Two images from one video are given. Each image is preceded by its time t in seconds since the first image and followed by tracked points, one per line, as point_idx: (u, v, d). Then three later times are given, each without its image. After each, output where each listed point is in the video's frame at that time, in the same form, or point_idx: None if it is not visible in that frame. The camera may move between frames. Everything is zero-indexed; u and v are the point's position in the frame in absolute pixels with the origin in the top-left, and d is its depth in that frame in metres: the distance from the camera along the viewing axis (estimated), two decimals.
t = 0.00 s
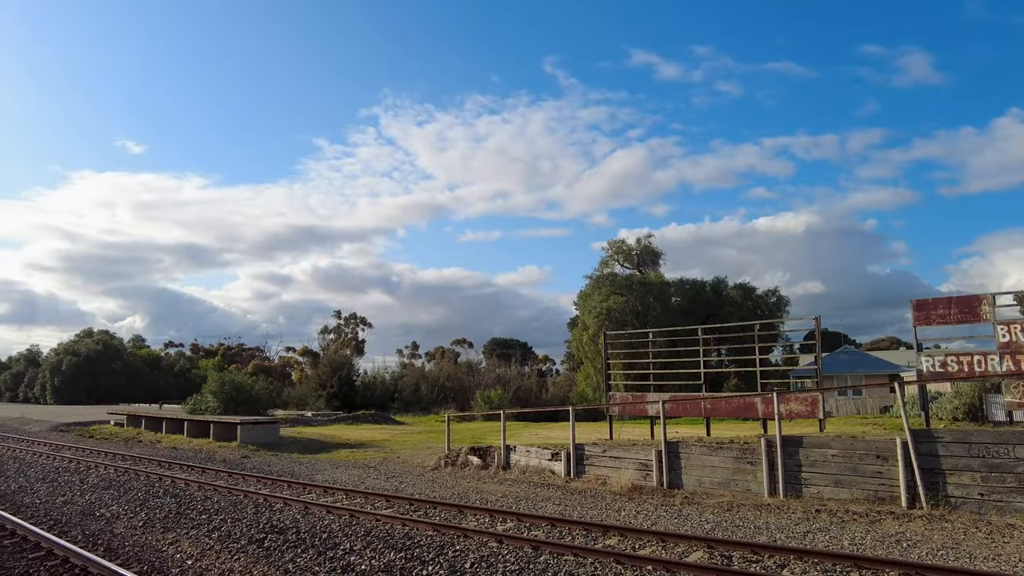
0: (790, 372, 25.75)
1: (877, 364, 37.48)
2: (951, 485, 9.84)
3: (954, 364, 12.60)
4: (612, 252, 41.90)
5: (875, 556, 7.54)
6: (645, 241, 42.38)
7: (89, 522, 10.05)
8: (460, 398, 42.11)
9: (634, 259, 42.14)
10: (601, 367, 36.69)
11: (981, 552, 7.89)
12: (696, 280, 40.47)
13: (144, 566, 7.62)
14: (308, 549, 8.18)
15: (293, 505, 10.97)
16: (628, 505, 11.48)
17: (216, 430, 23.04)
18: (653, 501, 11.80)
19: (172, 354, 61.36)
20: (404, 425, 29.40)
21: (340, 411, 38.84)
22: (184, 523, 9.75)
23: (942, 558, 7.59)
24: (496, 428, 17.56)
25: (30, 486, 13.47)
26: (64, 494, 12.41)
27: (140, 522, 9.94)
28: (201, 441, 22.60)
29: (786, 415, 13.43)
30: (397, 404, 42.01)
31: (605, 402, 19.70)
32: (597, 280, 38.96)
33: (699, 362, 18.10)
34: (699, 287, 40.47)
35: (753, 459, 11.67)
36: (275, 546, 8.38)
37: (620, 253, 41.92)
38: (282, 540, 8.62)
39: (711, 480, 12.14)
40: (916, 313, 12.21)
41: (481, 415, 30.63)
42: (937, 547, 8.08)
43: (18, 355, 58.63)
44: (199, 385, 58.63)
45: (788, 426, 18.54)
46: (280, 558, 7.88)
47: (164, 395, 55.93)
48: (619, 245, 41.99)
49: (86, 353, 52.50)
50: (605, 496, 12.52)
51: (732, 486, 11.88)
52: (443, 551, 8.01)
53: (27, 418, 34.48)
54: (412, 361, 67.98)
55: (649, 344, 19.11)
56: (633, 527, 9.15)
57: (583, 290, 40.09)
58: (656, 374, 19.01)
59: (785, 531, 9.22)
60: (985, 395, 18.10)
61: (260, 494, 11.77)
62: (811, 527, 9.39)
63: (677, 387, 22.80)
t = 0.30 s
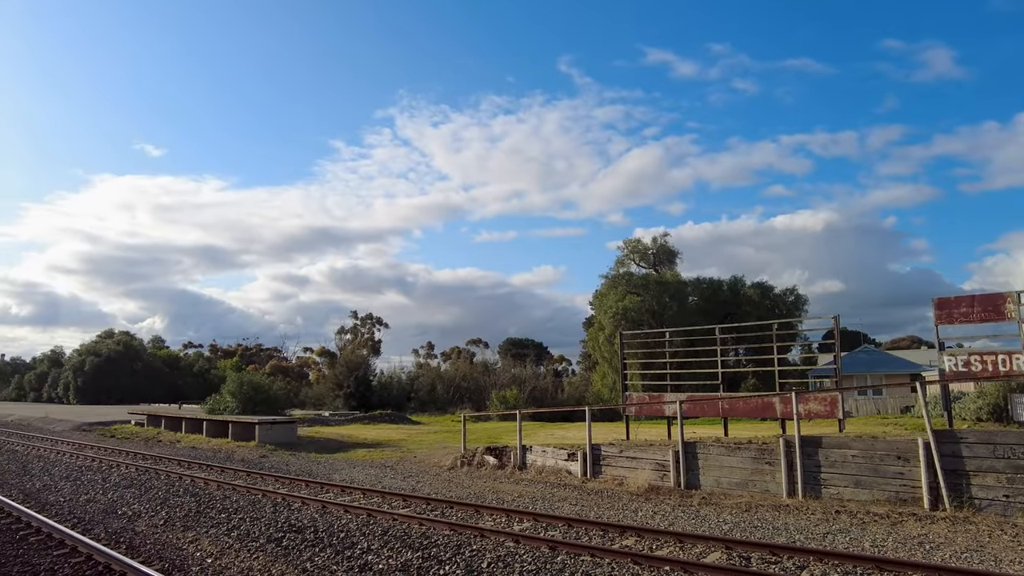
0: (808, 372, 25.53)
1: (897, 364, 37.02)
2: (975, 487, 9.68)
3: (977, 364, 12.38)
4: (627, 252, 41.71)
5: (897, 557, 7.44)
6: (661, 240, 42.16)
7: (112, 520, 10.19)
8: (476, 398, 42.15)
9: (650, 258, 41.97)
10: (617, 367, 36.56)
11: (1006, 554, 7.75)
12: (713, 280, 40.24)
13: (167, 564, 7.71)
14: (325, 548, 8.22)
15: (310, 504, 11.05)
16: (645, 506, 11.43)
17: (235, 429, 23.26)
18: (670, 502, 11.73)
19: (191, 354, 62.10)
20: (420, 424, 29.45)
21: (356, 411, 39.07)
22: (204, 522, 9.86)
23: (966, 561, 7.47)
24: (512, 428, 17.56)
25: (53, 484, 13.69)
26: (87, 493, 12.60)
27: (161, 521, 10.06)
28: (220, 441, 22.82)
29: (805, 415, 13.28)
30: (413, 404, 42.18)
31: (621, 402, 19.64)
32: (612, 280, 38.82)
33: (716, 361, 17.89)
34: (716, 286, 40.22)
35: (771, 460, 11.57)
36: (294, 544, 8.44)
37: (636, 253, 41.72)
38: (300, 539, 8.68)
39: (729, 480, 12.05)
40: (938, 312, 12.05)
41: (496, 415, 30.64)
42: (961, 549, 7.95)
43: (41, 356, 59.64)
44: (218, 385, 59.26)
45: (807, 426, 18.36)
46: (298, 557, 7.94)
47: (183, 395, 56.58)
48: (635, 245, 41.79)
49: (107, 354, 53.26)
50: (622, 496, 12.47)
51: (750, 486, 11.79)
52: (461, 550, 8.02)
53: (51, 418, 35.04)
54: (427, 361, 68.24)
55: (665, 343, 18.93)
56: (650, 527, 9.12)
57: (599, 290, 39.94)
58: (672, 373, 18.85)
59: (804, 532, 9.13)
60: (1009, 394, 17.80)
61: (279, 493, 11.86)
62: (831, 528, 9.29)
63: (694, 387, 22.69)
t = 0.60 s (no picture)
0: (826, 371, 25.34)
1: (915, 364, 36.58)
2: (997, 488, 9.53)
3: (999, 363, 12.17)
4: (642, 251, 41.53)
5: (917, 559, 7.34)
6: (676, 239, 41.94)
7: (131, 519, 10.32)
8: (490, 398, 42.17)
9: (664, 257, 41.79)
10: (632, 367, 36.40)
11: None
12: (729, 278, 39.99)
13: (185, 563, 7.78)
14: (341, 547, 8.25)
15: (326, 504, 11.10)
16: (660, 506, 11.37)
17: (251, 429, 23.45)
18: (685, 502, 11.66)
19: (208, 355, 62.72)
20: (435, 424, 29.52)
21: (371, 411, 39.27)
22: (221, 521, 9.95)
23: (986, 563, 7.37)
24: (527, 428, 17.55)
25: (74, 483, 13.89)
26: (108, 491, 12.77)
27: (179, 519, 10.16)
28: (237, 441, 23.01)
29: (822, 415, 13.13)
30: (427, 404, 42.30)
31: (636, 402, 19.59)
32: (626, 279, 38.69)
33: (732, 362, 17.63)
34: (732, 285, 39.97)
35: (788, 460, 11.47)
36: (310, 544, 8.47)
37: (651, 252, 41.52)
38: (317, 538, 8.72)
39: (746, 480, 11.96)
40: (959, 310, 11.90)
41: (510, 415, 30.64)
42: (983, 552, 7.83)
43: (62, 357, 60.52)
44: (234, 385, 59.77)
45: (823, 426, 18.18)
46: (314, 556, 7.98)
47: (200, 395, 57.12)
48: (649, 244, 41.59)
49: (126, 354, 53.89)
50: (637, 496, 12.42)
51: (767, 487, 11.69)
52: (476, 550, 8.03)
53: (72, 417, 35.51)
54: (441, 361, 68.46)
55: (681, 343, 18.72)
56: (666, 528, 9.08)
57: (613, 289, 39.81)
58: (688, 373, 18.65)
59: (822, 533, 9.05)
60: None
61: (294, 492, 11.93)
62: (849, 530, 9.20)
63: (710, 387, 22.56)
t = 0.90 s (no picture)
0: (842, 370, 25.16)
1: (933, 363, 36.21)
2: (1017, 490, 9.39)
3: (1019, 362, 12.01)
4: (654, 250, 41.38)
5: (935, 562, 7.24)
6: (689, 238, 41.74)
7: (148, 517, 10.43)
8: (502, 398, 42.19)
9: (677, 256, 41.62)
10: (645, 367, 36.27)
11: None
12: (742, 277, 39.76)
13: (201, 561, 7.84)
14: (355, 547, 8.28)
15: (340, 503, 11.15)
16: (674, 506, 11.30)
17: (265, 429, 23.60)
18: (698, 502, 11.60)
19: (223, 356, 63.23)
20: (448, 424, 29.56)
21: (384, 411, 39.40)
22: (236, 520, 10.02)
23: (1007, 566, 7.26)
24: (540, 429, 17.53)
25: (92, 482, 14.06)
26: (125, 490, 12.91)
27: (195, 518, 10.25)
28: (252, 440, 23.18)
29: (837, 415, 12.99)
30: (440, 404, 42.38)
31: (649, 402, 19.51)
32: (639, 279, 38.58)
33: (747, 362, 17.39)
34: (746, 284, 39.73)
35: (803, 460, 11.38)
36: (324, 543, 8.52)
37: (663, 251, 41.36)
38: (331, 538, 8.76)
39: (760, 481, 11.88)
40: (977, 309, 11.76)
41: (523, 415, 30.64)
42: (1003, 554, 7.71)
43: (80, 357, 61.24)
44: (249, 385, 60.21)
45: (839, 426, 18.02)
46: (328, 555, 8.01)
47: (215, 395, 57.58)
48: (662, 243, 41.43)
49: (142, 355, 54.42)
50: (650, 496, 12.37)
51: (781, 488, 11.60)
52: (490, 550, 8.02)
53: (89, 417, 35.92)
54: (454, 361, 68.56)
55: (694, 343, 18.48)
56: (680, 528, 9.05)
57: (625, 289, 39.68)
58: (701, 374, 18.45)
59: (838, 534, 8.97)
60: None
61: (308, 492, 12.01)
62: (865, 531, 9.10)
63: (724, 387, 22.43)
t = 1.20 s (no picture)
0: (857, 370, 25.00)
1: (949, 362, 35.82)
2: None
3: None
4: (666, 249, 41.22)
5: (952, 563, 7.16)
6: (701, 237, 41.55)
7: (163, 516, 10.53)
8: (513, 398, 42.18)
9: (689, 255, 41.47)
10: (657, 367, 36.11)
11: None
12: (755, 276, 39.51)
13: (215, 560, 7.89)
14: (367, 546, 8.30)
15: (353, 503, 11.19)
16: (687, 507, 11.24)
17: (278, 428, 23.74)
18: (711, 503, 11.53)
19: (236, 356, 63.67)
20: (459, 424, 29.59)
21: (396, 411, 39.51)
22: (250, 519, 10.08)
23: None
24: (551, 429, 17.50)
25: (109, 481, 14.21)
26: (140, 489, 13.03)
27: (209, 517, 10.33)
28: (265, 440, 23.33)
29: (851, 414, 12.87)
30: (451, 404, 42.44)
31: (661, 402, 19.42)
32: (651, 278, 38.41)
33: (760, 361, 17.19)
34: (758, 283, 39.49)
35: (817, 461, 11.29)
36: (337, 542, 8.55)
37: (675, 250, 41.21)
38: (344, 537, 8.79)
39: (773, 481, 11.80)
40: (996, 307, 11.62)
41: (534, 415, 30.63)
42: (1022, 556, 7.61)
43: (95, 358, 61.90)
44: (262, 385, 60.61)
45: (853, 426, 17.88)
46: (341, 554, 8.04)
47: (229, 394, 58.01)
48: (674, 242, 41.26)
49: (156, 355, 54.89)
50: (663, 496, 12.32)
51: (795, 488, 11.52)
52: (502, 549, 8.01)
53: (105, 417, 36.29)
54: (465, 361, 68.65)
55: (706, 342, 18.24)
56: (693, 528, 9.00)
57: (637, 288, 39.50)
58: (714, 374, 18.22)
59: (853, 535, 8.89)
60: None
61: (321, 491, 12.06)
62: (881, 532, 9.01)
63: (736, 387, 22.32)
